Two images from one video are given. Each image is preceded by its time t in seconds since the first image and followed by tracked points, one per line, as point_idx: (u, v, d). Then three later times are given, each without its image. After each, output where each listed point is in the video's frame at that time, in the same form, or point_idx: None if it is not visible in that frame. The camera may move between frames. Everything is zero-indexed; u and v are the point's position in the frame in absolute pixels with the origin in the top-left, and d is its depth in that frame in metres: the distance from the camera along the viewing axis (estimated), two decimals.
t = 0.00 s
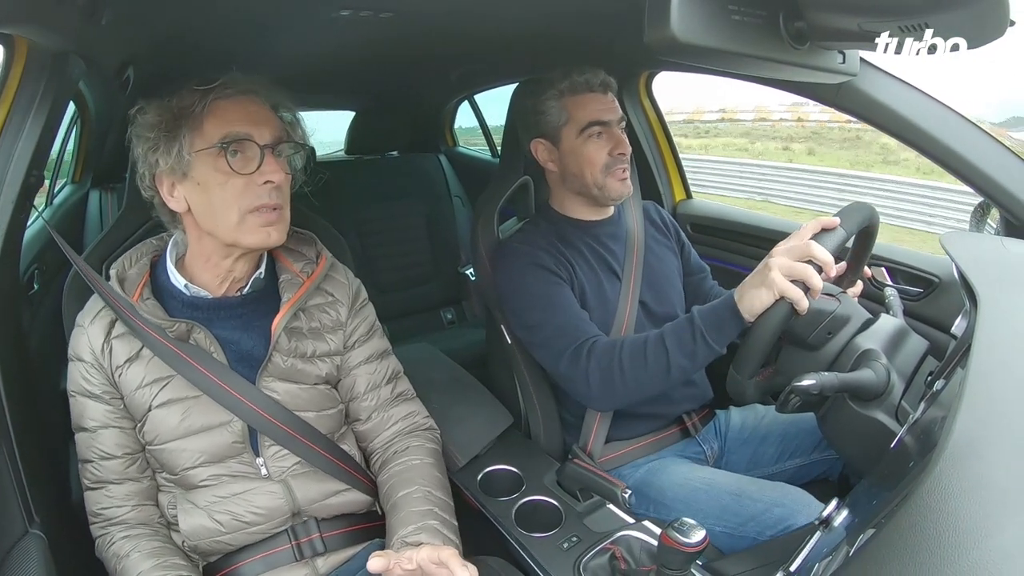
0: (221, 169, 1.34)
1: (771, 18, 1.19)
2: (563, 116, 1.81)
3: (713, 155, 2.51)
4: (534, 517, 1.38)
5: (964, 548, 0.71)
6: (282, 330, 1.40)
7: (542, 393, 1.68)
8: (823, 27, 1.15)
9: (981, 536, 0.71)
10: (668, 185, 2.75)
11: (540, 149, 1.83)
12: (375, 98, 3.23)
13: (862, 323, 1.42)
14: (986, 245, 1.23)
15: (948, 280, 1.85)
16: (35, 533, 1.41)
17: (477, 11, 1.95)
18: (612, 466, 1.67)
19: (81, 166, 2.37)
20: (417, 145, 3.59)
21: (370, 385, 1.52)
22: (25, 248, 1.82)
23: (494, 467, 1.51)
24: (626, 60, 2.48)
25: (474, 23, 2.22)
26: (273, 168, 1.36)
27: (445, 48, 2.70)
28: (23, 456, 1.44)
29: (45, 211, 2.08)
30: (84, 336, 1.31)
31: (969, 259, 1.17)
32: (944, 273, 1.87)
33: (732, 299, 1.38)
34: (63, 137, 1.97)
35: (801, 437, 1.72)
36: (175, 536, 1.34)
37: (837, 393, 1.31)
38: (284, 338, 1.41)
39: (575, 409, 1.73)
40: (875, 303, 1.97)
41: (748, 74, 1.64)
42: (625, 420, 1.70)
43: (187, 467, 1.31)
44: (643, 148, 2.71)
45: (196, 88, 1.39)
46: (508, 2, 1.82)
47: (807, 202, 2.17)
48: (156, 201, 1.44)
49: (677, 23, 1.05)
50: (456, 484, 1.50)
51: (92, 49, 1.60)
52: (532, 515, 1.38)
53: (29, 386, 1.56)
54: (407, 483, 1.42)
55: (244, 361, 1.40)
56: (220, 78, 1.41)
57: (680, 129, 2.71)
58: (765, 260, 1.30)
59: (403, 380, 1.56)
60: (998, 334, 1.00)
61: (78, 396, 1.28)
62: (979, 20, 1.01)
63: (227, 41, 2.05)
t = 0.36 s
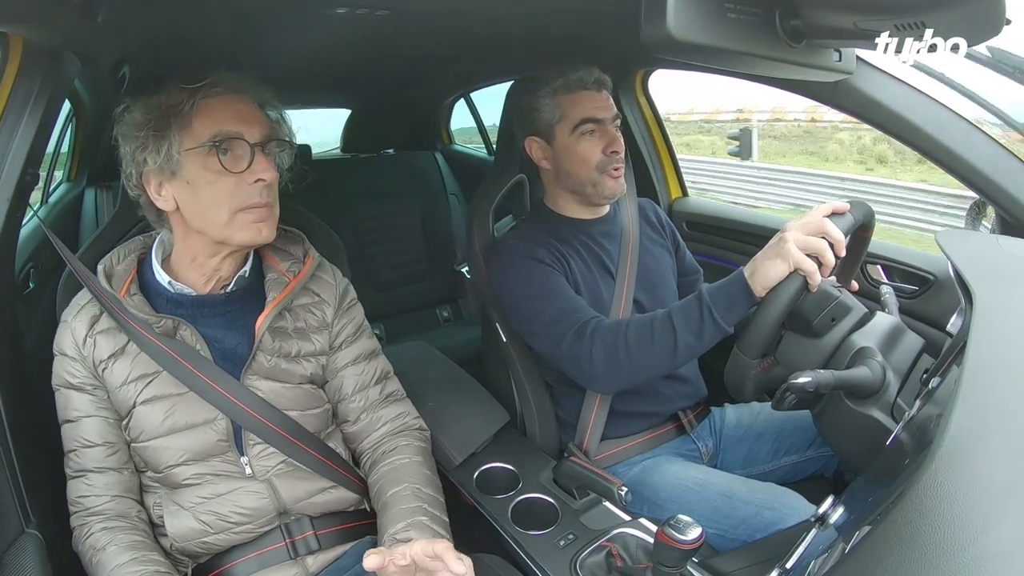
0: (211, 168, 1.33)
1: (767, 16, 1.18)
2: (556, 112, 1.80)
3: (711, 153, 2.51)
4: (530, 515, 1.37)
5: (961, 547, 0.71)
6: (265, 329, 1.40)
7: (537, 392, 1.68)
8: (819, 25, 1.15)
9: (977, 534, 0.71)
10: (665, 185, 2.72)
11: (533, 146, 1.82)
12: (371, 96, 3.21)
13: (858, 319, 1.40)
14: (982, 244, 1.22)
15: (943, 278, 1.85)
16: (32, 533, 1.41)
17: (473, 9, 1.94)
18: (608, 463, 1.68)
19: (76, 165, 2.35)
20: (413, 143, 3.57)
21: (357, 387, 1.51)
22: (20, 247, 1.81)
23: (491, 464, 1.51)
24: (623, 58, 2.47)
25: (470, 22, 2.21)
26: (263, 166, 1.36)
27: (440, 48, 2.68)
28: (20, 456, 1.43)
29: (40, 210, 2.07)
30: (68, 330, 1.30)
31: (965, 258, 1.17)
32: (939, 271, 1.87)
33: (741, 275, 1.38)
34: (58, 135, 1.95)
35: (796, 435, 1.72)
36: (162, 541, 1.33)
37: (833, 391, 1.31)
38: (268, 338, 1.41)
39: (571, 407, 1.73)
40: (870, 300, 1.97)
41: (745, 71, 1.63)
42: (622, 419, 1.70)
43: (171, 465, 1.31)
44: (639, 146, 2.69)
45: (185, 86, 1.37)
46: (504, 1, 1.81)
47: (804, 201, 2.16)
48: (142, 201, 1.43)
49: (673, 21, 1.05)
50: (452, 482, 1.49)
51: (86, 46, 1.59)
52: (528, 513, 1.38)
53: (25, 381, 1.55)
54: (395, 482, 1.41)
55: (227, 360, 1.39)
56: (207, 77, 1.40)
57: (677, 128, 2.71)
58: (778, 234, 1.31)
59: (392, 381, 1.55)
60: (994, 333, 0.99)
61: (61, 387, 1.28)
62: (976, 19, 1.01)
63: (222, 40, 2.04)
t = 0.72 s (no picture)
0: (198, 175, 1.32)
1: (767, 18, 1.17)
2: (557, 115, 1.79)
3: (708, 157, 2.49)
4: (530, 518, 1.36)
5: (960, 548, 0.69)
6: (250, 330, 1.39)
7: (536, 395, 1.66)
8: (819, 27, 1.14)
9: (977, 536, 0.70)
10: (665, 185, 2.71)
11: (533, 150, 1.81)
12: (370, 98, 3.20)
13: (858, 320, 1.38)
14: (981, 246, 1.20)
15: (943, 279, 1.84)
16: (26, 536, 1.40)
17: (473, 12, 1.93)
18: (606, 467, 1.66)
19: (77, 167, 2.37)
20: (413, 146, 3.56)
21: (346, 393, 1.49)
22: (20, 249, 1.81)
23: (490, 467, 1.50)
24: (623, 60, 2.46)
25: (470, 26, 2.20)
26: (251, 174, 1.35)
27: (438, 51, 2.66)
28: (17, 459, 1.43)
29: (41, 211, 2.07)
30: (57, 312, 1.31)
31: (963, 260, 1.15)
32: (938, 272, 1.86)
33: (751, 265, 1.36)
34: (58, 137, 1.95)
35: (796, 438, 1.70)
36: (154, 550, 1.33)
37: (833, 393, 1.29)
38: (253, 339, 1.39)
39: (569, 411, 1.71)
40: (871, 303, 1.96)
41: (746, 73, 1.62)
42: (620, 422, 1.69)
43: (156, 465, 1.30)
44: (639, 148, 2.67)
45: (168, 92, 1.35)
46: (503, 3, 1.80)
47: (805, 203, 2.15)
48: (127, 206, 1.42)
49: (672, 22, 1.04)
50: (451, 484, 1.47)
51: (86, 47, 1.59)
52: (527, 516, 1.37)
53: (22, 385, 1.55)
54: (390, 487, 1.39)
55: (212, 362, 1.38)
56: (192, 80, 1.37)
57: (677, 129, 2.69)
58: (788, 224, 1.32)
59: (381, 390, 1.52)
60: (994, 334, 0.98)
61: (39, 359, 1.27)
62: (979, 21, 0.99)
63: (221, 42, 2.03)
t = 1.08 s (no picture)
0: (192, 169, 1.30)
1: (767, 15, 1.16)
2: (557, 109, 1.78)
3: (708, 154, 2.47)
4: (529, 515, 1.34)
5: (959, 543, 0.69)
6: (242, 325, 1.37)
7: (534, 393, 1.64)
8: (818, 24, 1.12)
9: (974, 534, 0.69)
10: (665, 182, 2.69)
11: (534, 143, 1.79)
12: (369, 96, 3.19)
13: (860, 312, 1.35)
14: (981, 242, 1.19)
15: (943, 276, 1.82)
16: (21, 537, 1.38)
17: (473, 11, 1.92)
18: (604, 465, 1.64)
19: (76, 167, 2.35)
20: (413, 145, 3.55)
21: (339, 391, 1.48)
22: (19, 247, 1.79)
23: (491, 464, 1.48)
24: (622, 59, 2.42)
25: (470, 25, 2.18)
26: (245, 166, 1.33)
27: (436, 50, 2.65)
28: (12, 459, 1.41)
29: (41, 210, 2.05)
30: (52, 308, 1.30)
31: (964, 256, 1.14)
32: (939, 269, 1.85)
33: (775, 230, 1.36)
34: (58, 136, 1.93)
35: (795, 435, 1.69)
36: (148, 550, 1.32)
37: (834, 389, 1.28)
38: (245, 334, 1.38)
39: (567, 409, 1.68)
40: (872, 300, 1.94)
41: (747, 71, 1.60)
42: (618, 420, 1.67)
43: (149, 464, 1.29)
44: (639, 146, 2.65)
45: (160, 86, 1.33)
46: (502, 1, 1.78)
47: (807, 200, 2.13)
48: (121, 202, 1.40)
49: (672, 20, 1.02)
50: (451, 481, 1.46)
51: (83, 45, 1.57)
52: (525, 513, 1.35)
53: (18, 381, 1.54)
54: (380, 487, 1.37)
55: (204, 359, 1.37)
56: (184, 76, 1.36)
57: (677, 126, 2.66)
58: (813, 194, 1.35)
59: (375, 388, 1.51)
60: (997, 331, 0.96)
61: (31, 356, 1.26)
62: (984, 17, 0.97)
63: (219, 42, 2.01)
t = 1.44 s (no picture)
0: (176, 162, 1.30)
1: (758, 14, 1.17)
2: (539, 107, 1.79)
3: (698, 150, 2.48)
4: (520, 513, 1.35)
5: (947, 539, 0.69)
6: (228, 321, 1.37)
7: (524, 391, 1.66)
8: (809, 23, 1.14)
9: (964, 530, 0.70)
10: (655, 180, 2.71)
11: (518, 141, 1.79)
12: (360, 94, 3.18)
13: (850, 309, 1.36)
14: (970, 243, 1.21)
15: (933, 275, 1.85)
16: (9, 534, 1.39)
17: (465, 9, 1.92)
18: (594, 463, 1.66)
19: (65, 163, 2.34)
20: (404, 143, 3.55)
21: (325, 389, 1.48)
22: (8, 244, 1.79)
23: (482, 462, 1.49)
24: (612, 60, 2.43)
25: (462, 23, 2.18)
26: (228, 160, 1.33)
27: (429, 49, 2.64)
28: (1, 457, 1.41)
29: (29, 207, 2.05)
30: (40, 306, 1.30)
31: (954, 257, 1.15)
32: (928, 268, 1.87)
33: (765, 226, 1.39)
34: (47, 133, 1.93)
35: (783, 432, 1.71)
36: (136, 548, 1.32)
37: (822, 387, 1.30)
38: (231, 330, 1.38)
39: (558, 408, 1.70)
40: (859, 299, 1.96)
41: (741, 70, 1.61)
42: (608, 418, 1.68)
43: (135, 462, 1.29)
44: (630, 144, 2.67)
45: (144, 81, 1.34)
46: None
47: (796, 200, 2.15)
48: (107, 198, 1.40)
49: (663, 19, 1.04)
50: (441, 480, 1.47)
51: (74, 41, 1.57)
52: (516, 510, 1.37)
53: (4, 379, 1.53)
54: (367, 487, 1.38)
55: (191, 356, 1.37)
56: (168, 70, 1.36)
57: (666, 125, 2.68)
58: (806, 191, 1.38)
59: (360, 385, 1.52)
60: (982, 329, 0.98)
61: (18, 353, 1.26)
62: (972, 20, 0.99)
63: (210, 40, 2.01)
